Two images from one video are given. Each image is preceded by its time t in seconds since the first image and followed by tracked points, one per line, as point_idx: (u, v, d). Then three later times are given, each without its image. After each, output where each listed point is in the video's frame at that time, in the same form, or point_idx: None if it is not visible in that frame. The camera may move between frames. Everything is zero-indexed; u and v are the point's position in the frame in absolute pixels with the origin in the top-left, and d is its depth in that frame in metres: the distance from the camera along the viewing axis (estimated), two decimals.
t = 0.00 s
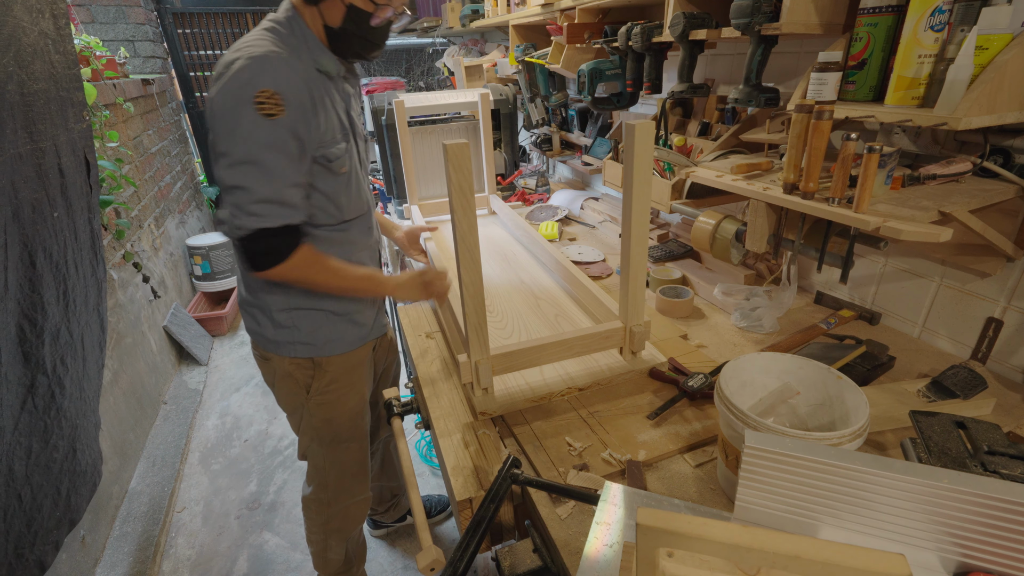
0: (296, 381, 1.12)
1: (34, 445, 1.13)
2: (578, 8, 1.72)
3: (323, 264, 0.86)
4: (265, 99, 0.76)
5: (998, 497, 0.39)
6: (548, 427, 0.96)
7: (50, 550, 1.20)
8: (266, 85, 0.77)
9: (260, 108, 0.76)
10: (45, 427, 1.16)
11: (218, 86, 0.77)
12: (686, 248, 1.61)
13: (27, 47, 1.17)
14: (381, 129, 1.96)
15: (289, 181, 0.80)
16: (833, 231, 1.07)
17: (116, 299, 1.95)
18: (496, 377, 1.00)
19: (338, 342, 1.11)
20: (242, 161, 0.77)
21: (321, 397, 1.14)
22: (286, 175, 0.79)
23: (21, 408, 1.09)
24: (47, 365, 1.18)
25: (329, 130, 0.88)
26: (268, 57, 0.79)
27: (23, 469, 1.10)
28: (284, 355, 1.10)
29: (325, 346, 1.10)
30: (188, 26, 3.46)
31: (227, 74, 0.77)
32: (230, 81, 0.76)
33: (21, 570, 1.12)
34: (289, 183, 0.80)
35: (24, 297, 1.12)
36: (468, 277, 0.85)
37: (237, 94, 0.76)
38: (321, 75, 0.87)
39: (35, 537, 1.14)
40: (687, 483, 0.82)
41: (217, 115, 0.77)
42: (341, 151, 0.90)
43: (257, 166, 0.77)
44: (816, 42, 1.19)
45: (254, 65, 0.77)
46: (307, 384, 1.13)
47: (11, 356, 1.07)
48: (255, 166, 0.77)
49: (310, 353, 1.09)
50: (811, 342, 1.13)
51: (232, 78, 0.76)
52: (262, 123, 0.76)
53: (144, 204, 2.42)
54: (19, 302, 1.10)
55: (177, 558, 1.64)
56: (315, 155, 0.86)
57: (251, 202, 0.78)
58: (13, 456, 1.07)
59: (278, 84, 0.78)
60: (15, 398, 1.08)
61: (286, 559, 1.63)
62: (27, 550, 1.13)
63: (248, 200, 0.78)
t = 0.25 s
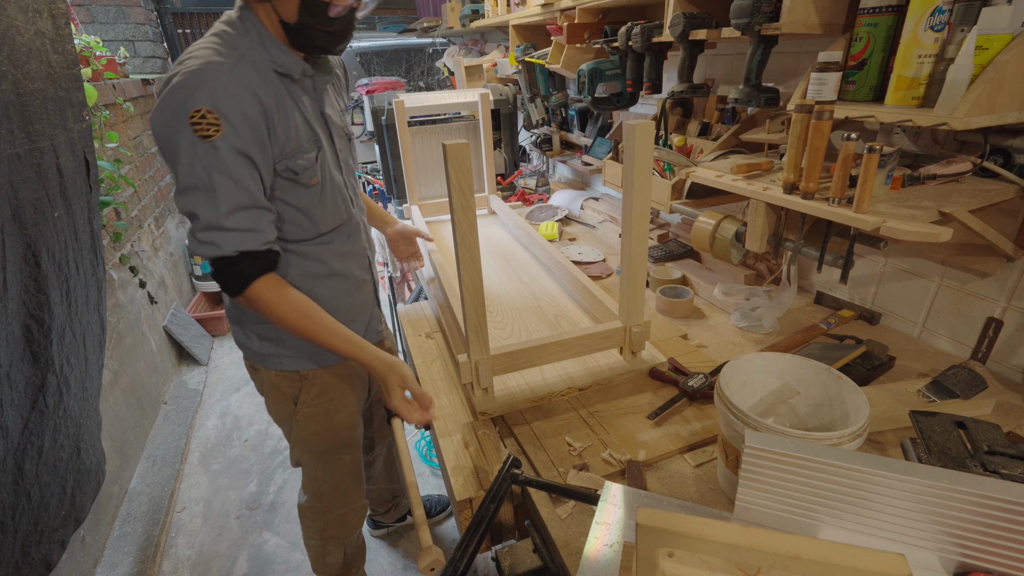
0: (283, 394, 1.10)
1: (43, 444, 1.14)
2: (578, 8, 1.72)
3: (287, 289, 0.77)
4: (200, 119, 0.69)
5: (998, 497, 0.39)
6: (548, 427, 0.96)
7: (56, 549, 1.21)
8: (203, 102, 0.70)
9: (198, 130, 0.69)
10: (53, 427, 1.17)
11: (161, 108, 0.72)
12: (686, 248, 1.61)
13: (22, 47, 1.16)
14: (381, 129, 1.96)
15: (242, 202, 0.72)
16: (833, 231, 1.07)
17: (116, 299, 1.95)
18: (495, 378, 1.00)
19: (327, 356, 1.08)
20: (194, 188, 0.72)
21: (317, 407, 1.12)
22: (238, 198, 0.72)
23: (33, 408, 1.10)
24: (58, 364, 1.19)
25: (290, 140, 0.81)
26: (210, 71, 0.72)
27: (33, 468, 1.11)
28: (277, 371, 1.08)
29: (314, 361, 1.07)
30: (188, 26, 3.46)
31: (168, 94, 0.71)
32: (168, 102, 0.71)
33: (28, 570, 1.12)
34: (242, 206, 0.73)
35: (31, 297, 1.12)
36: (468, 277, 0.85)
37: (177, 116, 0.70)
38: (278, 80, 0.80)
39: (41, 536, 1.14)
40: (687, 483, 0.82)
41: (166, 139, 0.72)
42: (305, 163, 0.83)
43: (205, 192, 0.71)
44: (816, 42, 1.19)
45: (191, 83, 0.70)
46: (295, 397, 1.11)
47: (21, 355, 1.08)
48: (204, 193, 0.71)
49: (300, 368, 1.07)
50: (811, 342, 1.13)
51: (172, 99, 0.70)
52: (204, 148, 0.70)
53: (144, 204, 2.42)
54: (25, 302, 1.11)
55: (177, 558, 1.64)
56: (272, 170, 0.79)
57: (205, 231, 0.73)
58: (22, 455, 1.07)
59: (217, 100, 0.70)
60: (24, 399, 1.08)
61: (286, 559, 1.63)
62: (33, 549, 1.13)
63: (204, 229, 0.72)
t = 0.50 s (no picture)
0: (275, 402, 1.09)
1: (34, 445, 1.14)
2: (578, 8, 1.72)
3: (306, 293, 0.80)
4: (204, 129, 0.70)
5: (998, 497, 0.39)
6: (548, 427, 0.96)
7: (54, 549, 1.21)
8: (204, 114, 0.71)
9: (203, 143, 0.70)
10: (44, 428, 1.16)
11: (158, 123, 0.72)
12: (686, 248, 1.61)
13: (15, 45, 1.16)
14: (381, 129, 1.96)
15: (256, 211, 0.74)
16: (833, 231, 1.07)
17: (116, 299, 1.95)
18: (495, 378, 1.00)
19: (320, 360, 1.08)
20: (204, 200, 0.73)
21: (312, 412, 1.12)
22: (251, 207, 0.74)
23: (20, 408, 1.09)
24: (47, 365, 1.18)
25: (289, 146, 0.83)
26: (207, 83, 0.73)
27: (25, 469, 1.11)
28: (267, 376, 1.06)
29: (307, 366, 1.06)
30: (188, 26, 3.45)
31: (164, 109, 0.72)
32: (168, 116, 0.71)
33: (24, 570, 1.12)
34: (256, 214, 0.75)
35: (20, 298, 1.12)
36: (468, 277, 0.85)
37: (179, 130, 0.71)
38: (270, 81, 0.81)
39: (37, 536, 1.15)
40: (688, 484, 0.82)
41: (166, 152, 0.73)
42: (308, 168, 0.85)
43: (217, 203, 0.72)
44: (816, 42, 1.19)
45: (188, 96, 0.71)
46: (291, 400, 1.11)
47: (9, 357, 1.07)
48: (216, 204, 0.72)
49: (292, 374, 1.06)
50: (811, 342, 1.13)
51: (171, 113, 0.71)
52: (212, 160, 0.71)
53: (144, 204, 2.42)
54: (14, 302, 1.10)
55: (177, 558, 1.64)
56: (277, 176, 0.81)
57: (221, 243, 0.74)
58: (13, 456, 1.08)
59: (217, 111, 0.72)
60: (13, 399, 1.08)
61: (286, 559, 1.63)
62: (29, 550, 1.13)
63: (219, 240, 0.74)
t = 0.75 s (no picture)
0: (259, 395, 1.10)
1: (19, 447, 1.13)
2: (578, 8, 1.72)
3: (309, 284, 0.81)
4: (237, 118, 0.72)
5: (997, 497, 0.39)
6: (548, 427, 0.96)
7: (50, 550, 1.22)
8: (242, 102, 0.72)
9: (233, 129, 0.72)
10: (30, 429, 1.16)
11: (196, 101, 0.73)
12: (686, 248, 1.61)
13: (6, 44, 1.15)
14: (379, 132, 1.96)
15: (268, 202, 0.75)
16: (833, 231, 1.07)
17: (116, 299, 1.95)
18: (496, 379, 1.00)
19: (299, 367, 1.06)
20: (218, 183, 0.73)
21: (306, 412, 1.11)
22: (262, 199, 0.74)
23: (6, 409, 1.09)
24: (31, 365, 1.17)
25: (317, 151, 0.85)
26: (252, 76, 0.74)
27: (12, 471, 1.10)
28: (249, 369, 1.07)
29: (285, 368, 1.05)
30: (188, 26, 3.44)
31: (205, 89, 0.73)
32: (206, 96, 0.73)
33: (16, 570, 1.13)
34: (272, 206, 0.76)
35: (4, 298, 1.11)
36: (469, 278, 0.85)
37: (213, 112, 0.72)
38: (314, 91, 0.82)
39: (29, 538, 1.15)
40: (687, 484, 0.82)
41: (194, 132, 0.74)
42: (329, 178, 0.87)
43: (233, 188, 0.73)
44: (816, 42, 1.19)
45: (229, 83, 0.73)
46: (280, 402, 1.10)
47: None
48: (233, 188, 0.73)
49: (270, 373, 1.05)
50: (811, 342, 1.13)
51: (209, 95, 0.72)
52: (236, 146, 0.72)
53: (144, 204, 2.42)
54: None
55: (176, 558, 1.64)
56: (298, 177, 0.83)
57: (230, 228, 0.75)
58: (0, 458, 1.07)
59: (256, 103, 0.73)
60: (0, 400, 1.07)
61: (286, 559, 1.63)
62: (22, 551, 1.14)
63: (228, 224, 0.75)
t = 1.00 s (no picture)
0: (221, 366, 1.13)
1: (47, 445, 1.14)
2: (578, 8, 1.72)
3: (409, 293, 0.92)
4: (339, 171, 0.85)
5: (997, 497, 0.39)
6: (548, 427, 0.96)
7: (55, 551, 1.19)
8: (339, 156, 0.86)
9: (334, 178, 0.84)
10: (55, 427, 1.17)
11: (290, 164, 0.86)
12: (686, 248, 1.61)
13: (34, 49, 1.18)
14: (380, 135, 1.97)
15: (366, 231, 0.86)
16: (833, 231, 1.07)
17: (116, 299, 1.95)
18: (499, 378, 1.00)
19: (253, 343, 1.08)
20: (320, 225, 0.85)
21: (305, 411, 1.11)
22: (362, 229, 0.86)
23: (40, 409, 1.10)
24: (62, 364, 1.20)
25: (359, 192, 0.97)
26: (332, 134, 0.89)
27: (37, 470, 1.11)
28: (203, 333, 1.12)
29: (237, 341, 1.08)
30: (188, 26, 3.37)
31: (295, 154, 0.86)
32: (306, 158, 0.85)
33: (25, 571, 1.10)
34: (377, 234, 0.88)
35: (42, 297, 1.13)
36: (479, 276, 0.86)
37: (313, 170, 0.85)
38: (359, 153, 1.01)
39: (40, 537, 1.13)
40: (687, 484, 0.82)
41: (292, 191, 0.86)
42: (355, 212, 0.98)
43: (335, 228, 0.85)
44: (816, 42, 1.19)
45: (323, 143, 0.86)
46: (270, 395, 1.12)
47: (32, 357, 1.08)
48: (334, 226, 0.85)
49: (219, 340, 1.10)
50: (811, 342, 1.13)
51: (304, 157, 0.85)
52: (336, 192, 0.84)
53: (144, 203, 2.42)
54: (37, 303, 1.11)
55: (177, 558, 1.64)
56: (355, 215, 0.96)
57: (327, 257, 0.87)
58: (31, 455, 1.07)
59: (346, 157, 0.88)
60: (34, 400, 1.08)
61: (286, 559, 1.63)
62: (32, 550, 1.11)
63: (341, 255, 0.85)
